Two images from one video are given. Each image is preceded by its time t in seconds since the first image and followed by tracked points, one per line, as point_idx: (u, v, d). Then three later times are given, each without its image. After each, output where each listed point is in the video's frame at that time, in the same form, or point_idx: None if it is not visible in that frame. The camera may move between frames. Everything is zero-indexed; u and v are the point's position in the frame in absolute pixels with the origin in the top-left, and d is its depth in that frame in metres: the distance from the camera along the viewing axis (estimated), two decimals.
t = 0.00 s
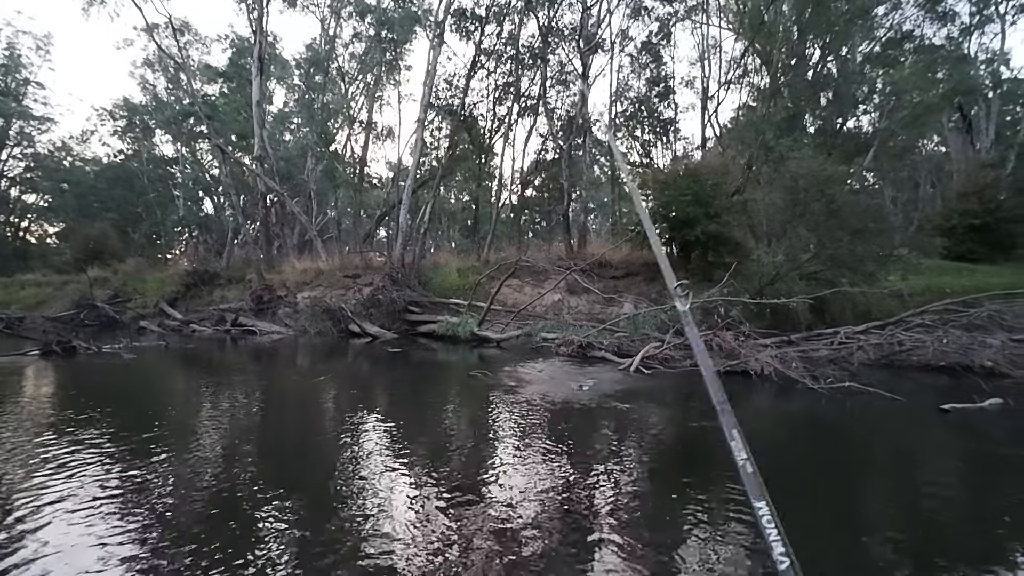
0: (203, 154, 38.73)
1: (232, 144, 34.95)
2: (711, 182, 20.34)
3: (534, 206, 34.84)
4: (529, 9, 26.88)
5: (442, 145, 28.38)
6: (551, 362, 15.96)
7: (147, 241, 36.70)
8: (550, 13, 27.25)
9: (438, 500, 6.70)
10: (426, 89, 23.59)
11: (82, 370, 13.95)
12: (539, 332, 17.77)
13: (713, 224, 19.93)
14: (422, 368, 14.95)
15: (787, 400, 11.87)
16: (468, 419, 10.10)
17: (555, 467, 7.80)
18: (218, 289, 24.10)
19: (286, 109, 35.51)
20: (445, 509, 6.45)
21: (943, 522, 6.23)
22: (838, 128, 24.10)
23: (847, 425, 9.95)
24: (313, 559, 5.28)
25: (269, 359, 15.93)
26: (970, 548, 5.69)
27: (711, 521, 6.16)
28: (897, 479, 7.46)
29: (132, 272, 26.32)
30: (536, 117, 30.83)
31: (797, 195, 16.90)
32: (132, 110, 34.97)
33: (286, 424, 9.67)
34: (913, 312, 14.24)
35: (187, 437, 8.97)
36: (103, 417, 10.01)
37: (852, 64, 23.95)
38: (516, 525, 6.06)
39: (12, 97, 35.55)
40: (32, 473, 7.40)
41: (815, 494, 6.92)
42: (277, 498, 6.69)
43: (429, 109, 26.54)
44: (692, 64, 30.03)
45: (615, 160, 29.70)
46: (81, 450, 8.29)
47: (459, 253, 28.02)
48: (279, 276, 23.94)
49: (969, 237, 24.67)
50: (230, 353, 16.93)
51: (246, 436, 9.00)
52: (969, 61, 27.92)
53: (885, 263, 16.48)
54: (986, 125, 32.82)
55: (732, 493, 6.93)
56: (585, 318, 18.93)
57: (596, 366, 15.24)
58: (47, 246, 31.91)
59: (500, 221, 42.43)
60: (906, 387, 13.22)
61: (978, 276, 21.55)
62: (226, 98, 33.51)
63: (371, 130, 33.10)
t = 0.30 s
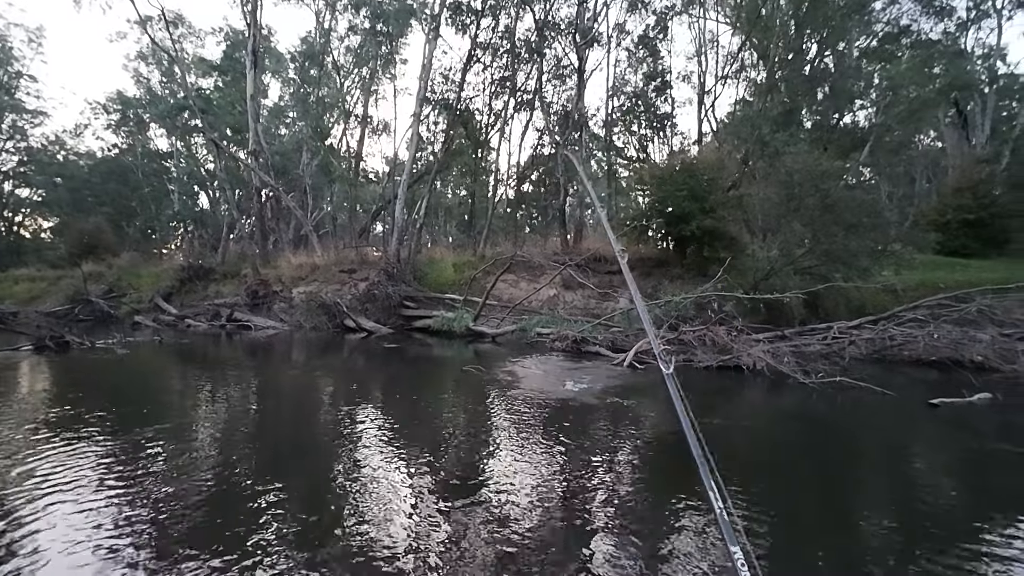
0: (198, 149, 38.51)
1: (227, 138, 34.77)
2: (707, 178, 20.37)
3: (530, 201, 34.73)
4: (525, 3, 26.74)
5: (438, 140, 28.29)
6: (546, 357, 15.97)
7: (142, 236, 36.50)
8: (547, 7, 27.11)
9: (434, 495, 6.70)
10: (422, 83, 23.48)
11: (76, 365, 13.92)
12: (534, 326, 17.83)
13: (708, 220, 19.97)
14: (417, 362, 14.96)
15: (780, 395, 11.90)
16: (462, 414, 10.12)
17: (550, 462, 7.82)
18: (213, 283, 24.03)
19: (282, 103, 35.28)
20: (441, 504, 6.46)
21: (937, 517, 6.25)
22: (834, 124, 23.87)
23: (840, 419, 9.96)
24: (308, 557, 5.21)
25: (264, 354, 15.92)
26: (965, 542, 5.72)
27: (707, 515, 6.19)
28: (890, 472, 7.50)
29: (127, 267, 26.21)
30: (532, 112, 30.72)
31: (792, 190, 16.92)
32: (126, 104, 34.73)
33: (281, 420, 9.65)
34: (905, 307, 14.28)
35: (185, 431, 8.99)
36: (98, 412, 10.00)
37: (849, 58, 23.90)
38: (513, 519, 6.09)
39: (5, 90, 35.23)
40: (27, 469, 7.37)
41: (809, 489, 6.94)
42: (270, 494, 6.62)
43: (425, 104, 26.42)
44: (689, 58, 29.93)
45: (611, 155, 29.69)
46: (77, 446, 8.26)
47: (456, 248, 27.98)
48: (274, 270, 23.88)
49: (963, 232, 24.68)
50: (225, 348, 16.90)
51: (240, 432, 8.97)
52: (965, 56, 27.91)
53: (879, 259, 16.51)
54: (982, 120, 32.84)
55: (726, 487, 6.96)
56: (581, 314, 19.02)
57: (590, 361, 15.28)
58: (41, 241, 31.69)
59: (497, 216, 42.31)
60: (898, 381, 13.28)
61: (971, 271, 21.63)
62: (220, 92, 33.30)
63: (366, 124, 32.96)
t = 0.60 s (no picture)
0: (190, 141, 38.18)
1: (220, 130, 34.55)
2: (701, 171, 20.34)
3: (525, 194, 34.57)
4: None
5: (432, 132, 28.14)
6: (538, 350, 15.97)
7: (135, 229, 36.17)
8: None
9: (428, 488, 6.71)
10: (415, 74, 23.31)
11: (68, 359, 13.86)
12: (527, 320, 17.85)
13: (702, 213, 19.95)
14: (410, 356, 14.95)
15: (769, 388, 11.94)
16: (454, 407, 10.13)
17: (544, 455, 7.85)
18: (206, 277, 23.89)
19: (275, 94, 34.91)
20: (435, 497, 6.48)
21: (928, 509, 6.30)
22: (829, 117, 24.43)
23: (830, 412, 9.99)
24: (304, 555, 5.14)
25: (257, 348, 15.86)
26: (956, 534, 5.76)
27: (699, 508, 6.22)
28: (881, 465, 7.55)
29: (119, 260, 26.00)
30: (527, 104, 30.58)
31: (786, 183, 16.96)
32: (117, 95, 34.37)
33: (274, 413, 9.63)
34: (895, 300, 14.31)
35: (179, 424, 9.00)
36: (90, 406, 9.99)
37: (845, 51, 23.85)
38: (507, 512, 6.11)
39: None
40: (19, 463, 7.36)
41: (801, 482, 6.98)
42: (263, 490, 6.56)
43: (419, 95, 26.24)
44: (685, 50, 29.85)
45: (607, 148, 29.61)
46: (70, 440, 8.25)
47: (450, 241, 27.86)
48: (267, 264, 23.76)
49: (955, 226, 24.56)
50: (218, 342, 16.84)
51: (232, 426, 8.94)
52: (961, 49, 27.89)
53: (871, 252, 16.52)
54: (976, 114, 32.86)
55: (719, 480, 6.98)
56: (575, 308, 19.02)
57: (582, 354, 15.28)
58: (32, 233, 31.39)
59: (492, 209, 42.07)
60: (887, 374, 13.33)
61: (963, 264, 21.69)
62: (212, 83, 33.00)
63: (360, 116, 32.73)
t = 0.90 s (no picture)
0: (181, 129, 37.76)
1: (211, 117, 34.19)
2: (695, 160, 20.31)
3: (520, 183, 34.35)
4: None
5: (426, 120, 27.95)
6: (530, 339, 15.96)
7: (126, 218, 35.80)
8: None
9: (421, 477, 6.73)
10: (407, 61, 23.09)
11: (58, 349, 13.81)
12: (518, 309, 17.96)
13: (695, 202, 19.93)
14: (403, 345, 14.94)
15: (758, 376, 12.02)
16: (447, 397, 10.15)
17: (536, 443, 7.88)
18: (198, 266, 23.74)
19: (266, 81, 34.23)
20: (427, 485, 6.49)
21: (915, 496, 6.35)
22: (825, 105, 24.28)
23: (820, 400, 10.06)
24: (296, 543, 5.17)
25: (250, 337, 15.81)
26: (943, 521, 5.81)
27: (689, 494, 6.28)
28: (870, 453, 7.59)
29: (111, 249, 26.59)
30: (521, 92, 30.37)
31: (778, 172, 16.96)
32: (106, 81, 33.92)
33: (267, 402, 9.64)
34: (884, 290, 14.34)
35: (172, 413, 9.02)
36: (83, 395, 9.99)
37: (841, 39, 23.76)
38: (500, 500, 6.14)
39: None
40: (16, 452, 7.37)
41: (791, 469, 7.02)
42: (257, 479, 6.57)
43: (412, 83, 26.01)
44: (681, 38, 29.73)
45: (602, 137, 29.48)
46: (66, 429, 8.26)
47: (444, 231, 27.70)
48: (259, 253, 23.62)
49: (947, 215, 24.40)
50: (211, 332, 16.78)
51: (224, 415, 8.93)
52: (956, 38, 27.83)
53: (862, 242, 16.52)
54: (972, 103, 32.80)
55: (710, 468, 7.02)
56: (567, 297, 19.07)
57: (574, 344, 15.31)
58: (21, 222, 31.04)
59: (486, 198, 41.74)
60: (876, 362, 13.39)
61: (955, 253, 21.73)
62: (202, 69, 32.64)
63: (353, 103, 32.43)
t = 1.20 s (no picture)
0: (174, 111, 37.33)
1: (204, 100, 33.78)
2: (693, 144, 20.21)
3: (517, 167, 34.12)
4: None
5: (422, 102, 27.69)
6: (526, 324, 15.97)
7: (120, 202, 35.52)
8: None
9: (416, 459, 6.77)
10: (402, 41, 22.78)
11: (53, 333, 13.80)
12: (514, 294, 17.99)
13: (692, 186, 19.87)
14: (398, 329, 14.97)
15: (751, 360, 12.08)
16: (442, 380, 10.19)
17: (532, 426, 7.93)
18: (192, 250, 23.64)
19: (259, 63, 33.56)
20: (423, 468, 6.54)
21: (905, 479, 6.41)
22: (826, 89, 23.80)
23: (814, 383, 10.13)
24: (297, 526, 5.20)
25: (246, 322, 15.80)
26: (932, 502, 5.87)
27: (681, 477, 6.35)
28: (861, 435, 7.66)
29: (105, 234, 27.28)
30: (518, 74, 30.05)
31: (776, 155, 16.79)
32: (96, 62, 33.41)
33: (262, 386, 9.68)
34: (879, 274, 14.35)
35: (168, 396, 9.07)
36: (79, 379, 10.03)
37: (841, 20, 23.52)
38: (495, 482, 6.20)
39: None
40: (15, 435, 7.39)
41: (783, 451, 7.09)
42: (253, 461, 6.62)
43: (407, 64, 25.70)
44: (681, 19, 29.40)
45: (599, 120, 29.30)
46: (66, 412, 8.26)
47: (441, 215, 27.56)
48: (254, 238, 23.52)
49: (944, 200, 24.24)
50: (206, 316, 16.75)
51: (220, 399, 8.95)
52: (958, 19, 27.58)
53: (859, 226, 16.49)
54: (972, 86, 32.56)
55: (703, 450, 7.09)
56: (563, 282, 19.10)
57: (569, 328, 15.35)
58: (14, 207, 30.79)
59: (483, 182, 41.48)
60: (868, 346, 13.46)
61: (952, 238, 21.72)
62: (194, 50, 32.14)
63: (347, 85, 32.06)
